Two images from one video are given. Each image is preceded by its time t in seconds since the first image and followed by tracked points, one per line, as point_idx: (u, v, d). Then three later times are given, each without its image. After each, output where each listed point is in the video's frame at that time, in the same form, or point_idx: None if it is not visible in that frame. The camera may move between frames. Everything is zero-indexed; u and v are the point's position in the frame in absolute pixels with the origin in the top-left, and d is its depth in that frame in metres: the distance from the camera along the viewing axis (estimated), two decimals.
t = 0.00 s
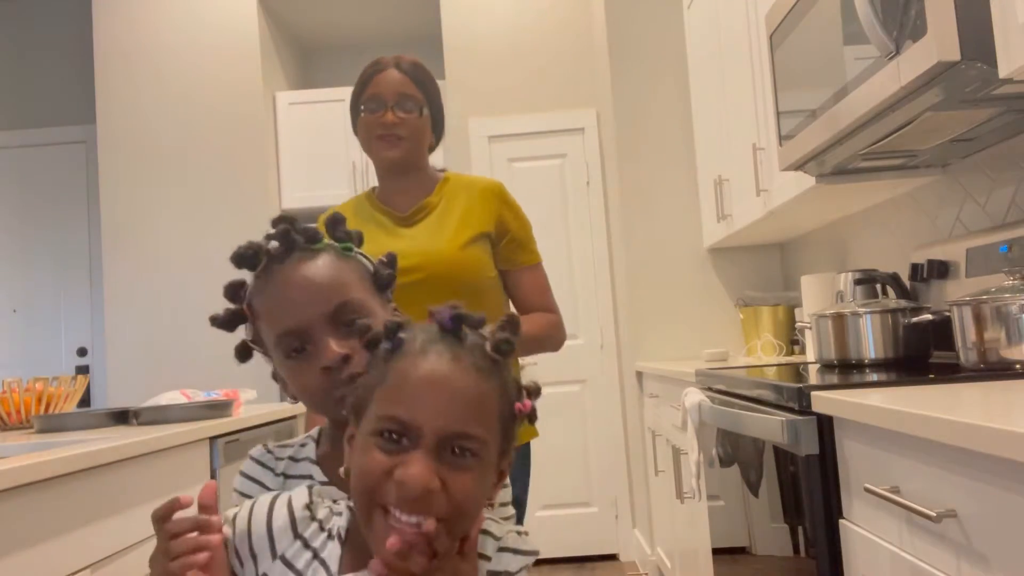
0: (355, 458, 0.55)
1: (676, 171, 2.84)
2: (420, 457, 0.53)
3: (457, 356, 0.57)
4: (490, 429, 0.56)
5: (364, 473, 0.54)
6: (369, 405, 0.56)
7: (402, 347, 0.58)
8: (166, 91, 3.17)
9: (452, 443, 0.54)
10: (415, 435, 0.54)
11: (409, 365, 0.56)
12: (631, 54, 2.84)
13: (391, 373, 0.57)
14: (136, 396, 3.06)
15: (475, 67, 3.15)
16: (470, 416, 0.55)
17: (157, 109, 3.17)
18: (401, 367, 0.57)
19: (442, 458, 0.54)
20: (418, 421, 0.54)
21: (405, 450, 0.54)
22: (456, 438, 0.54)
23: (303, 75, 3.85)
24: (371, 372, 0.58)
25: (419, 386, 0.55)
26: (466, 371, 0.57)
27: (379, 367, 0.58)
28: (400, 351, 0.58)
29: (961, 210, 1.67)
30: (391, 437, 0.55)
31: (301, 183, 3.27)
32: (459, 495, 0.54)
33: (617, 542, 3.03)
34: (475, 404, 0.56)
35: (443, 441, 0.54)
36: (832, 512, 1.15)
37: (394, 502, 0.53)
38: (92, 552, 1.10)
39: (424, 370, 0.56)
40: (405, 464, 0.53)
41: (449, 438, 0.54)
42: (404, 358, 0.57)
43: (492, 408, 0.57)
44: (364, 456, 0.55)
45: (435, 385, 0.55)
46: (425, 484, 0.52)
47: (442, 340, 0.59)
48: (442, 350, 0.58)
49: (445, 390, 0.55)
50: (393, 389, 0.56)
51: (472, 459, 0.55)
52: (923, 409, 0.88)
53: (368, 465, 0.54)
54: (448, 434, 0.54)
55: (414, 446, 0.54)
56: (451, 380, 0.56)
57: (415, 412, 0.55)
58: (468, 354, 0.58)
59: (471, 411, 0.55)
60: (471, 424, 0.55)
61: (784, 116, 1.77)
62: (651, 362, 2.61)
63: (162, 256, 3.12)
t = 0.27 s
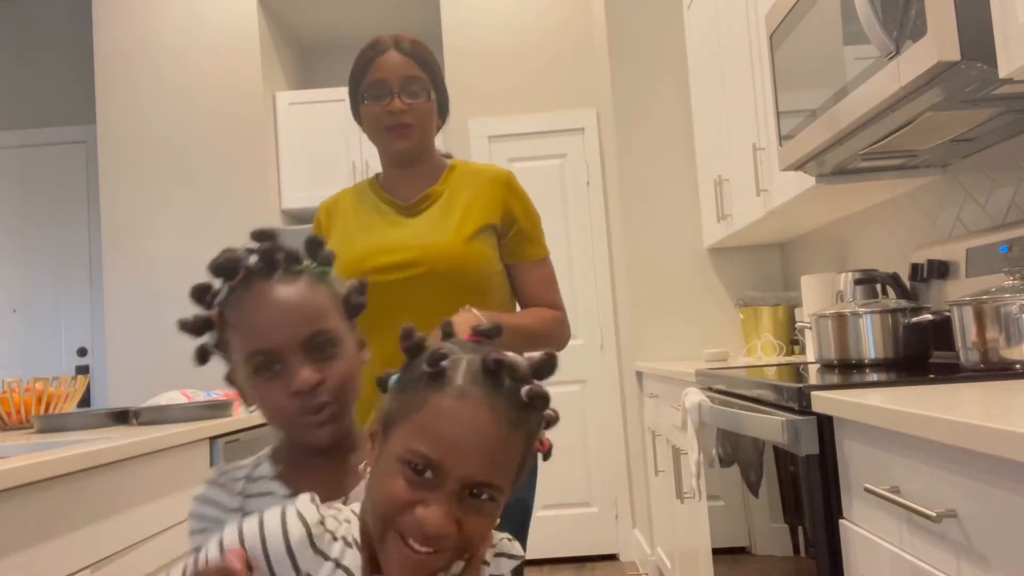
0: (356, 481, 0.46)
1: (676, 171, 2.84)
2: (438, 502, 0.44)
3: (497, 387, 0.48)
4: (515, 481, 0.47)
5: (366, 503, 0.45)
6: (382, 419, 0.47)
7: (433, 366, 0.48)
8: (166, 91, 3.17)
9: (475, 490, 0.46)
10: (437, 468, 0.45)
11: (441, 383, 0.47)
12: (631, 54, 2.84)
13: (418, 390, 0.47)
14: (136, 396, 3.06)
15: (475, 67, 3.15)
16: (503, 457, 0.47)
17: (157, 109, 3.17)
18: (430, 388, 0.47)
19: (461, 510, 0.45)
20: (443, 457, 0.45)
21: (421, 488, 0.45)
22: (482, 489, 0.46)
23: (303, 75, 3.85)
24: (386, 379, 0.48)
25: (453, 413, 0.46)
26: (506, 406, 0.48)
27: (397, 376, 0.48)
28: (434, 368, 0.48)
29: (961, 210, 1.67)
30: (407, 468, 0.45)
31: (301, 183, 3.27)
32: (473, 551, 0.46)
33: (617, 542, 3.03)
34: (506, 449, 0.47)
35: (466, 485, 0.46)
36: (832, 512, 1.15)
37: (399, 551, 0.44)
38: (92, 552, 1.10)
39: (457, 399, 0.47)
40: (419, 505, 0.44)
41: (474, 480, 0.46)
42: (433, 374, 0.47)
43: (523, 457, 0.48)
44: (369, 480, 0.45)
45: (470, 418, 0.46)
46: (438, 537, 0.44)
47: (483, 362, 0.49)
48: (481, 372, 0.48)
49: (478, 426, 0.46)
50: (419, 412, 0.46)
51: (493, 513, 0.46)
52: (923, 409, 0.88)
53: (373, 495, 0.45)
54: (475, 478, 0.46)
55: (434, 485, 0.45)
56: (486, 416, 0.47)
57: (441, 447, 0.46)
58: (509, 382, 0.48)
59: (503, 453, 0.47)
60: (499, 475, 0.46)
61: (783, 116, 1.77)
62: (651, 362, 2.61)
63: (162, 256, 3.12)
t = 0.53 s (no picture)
0: (448, 479, 0.63)
1: (676, 170, 2.84)
2: (511, 490, 0.61)
3: (550, 398, 0.66)
4: (573, 473, 0.64)
5: (456, 497, 0.62)
6: (465, 432, 0.65)
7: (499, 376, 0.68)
8: (166, 91, 3.17)
9: (537, 479, 0.62)
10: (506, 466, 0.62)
11: (505, 397, 0.65)
12: (631, 53, 2.84)
13: (487, 402, 0.66)
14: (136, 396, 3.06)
15: (475, 67, 3.15)
16: (556, 454, 0.63)
17: (156, 109, 3.17)
18: (496, 399, 0.66)
19: (529, 496, 0.61)
20: (512, 454, 0.62)
21: (497, 480, 0.61)
22: (543, 477, 0.62)
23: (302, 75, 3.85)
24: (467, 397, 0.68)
25: (514, 420, 0.64)
26: (557, 414, 0.65)
27: (474, 394, 0.67)
28: (497, 382, 0.67)
29: (961, 210, 1.67)
30: (482, 465, 0.62)
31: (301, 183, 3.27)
32: (542, 532, 0.61)
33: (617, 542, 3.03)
34: (561, 446, 0.64)
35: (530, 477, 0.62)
36: (832, 511, 1.15)
37: (482, 529, 0.60)
38: (92, 552, 1.10)
39: (521, 405, 0.64)
40: (495, 492, 0.60)
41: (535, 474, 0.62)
42: (499, 389, 0.66)
43: (574, 453, 0.65)
44: (455, 477, 0.63)
45: (529, 422, 0.63)
46: (515, 518, 0.59)
47: (536, 380, 0.68)
48: (536, 387, 0.67)
49: (537, 429, 0.63)
50: (489, 416, 0.65)
51: (555, 499, 0.63)
52: (923, 408, 0.88)
53: (459, 488, 0.62)
54: (536, 471, 0.62)
55: (505, 476, 0.61)
56: (543, 418, 0.64)
57: (508, 444, 0.63)
58: (556, 394, 0.67)
59: (556, 451, 0.63)
60: (559, 465, 0.63)
61: (784, 116, 1.77)
62: (651, 362, 2.61)
63: (162, 256, 3.12)
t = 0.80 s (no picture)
0: (460, 470, 0.60)
1: (676, 170, 2.84)
2: (528, 471, 0.58)
3: (557, 365, 0.62)
4: (601, 441, 0.61)
5: (473, 487, 0.59)
6: (471, 416, 0.62)
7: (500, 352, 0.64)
8: (166, 92, 3.17)
9: (557, 455, 0.58)
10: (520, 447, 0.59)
11: (509, 375, 0.62)
12: (631, 54, 2.84)
13: (489, 381, 0.62)
14: (136, 396, 3.06)
15: (475, 67, 3.15)
16: (574, 425, 0.60)
17: (157, 109, 3.17)
18: (499, 377, 0.62)
19: (553, 472, 0.58)
20: (525, 432, 0.59)
21: (512, 462, 0.58)
22: (564, 451, 0.59)
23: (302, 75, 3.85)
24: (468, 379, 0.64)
25: (521, 398, 0.60)
26: (568, 382, 0.61)
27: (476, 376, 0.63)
28: (498, 359, 0.63)
29: (961, 210, 1.67)
30: (494, 450, 0.59)
31: (301, 183, 3.27)
32: (574, 508, 0.57)
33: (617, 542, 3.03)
34: (578, 414, 0.60)
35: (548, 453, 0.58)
36: (832, 512, 1.15)
37: (506, 517, 0.57)
38: (92, 552, 1.10)
39: (527, 381, 0.61)
40: (514, 476, 0.57)
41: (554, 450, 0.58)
42: (499, 367, 0.63)
43: (599, 418, 0.61)
44: (467, 466, 0.60)
45: (539, 396, 0.60)
46: (540, 498, 0.56)
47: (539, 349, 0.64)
48: (543, 358, 0.63)
49: (546, 402, 0.60)
50: (495, 396, 0.61)
51: (583, 472, 0.59)
52: (923, 408, 0.88)
53: (473, 478, 0.59)
54: (555, 446, 0.58)
55: (522, 457, 0.58)
56: (552, 388, 0.61)
57: (519, 422, 0.60)
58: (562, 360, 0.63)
59: (573, 421, 0.60)
60: (580, 433, 0.59)
61: (784, 116, 1.77)
62: (651, 362, 2.61)
63: (162, 256, 3.12)
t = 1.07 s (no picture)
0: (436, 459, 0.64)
1: (676, 170, 2.84)
2: (502, 450, 0.62)
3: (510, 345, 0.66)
4: (566, 411, 0.65)
5: (449, 477, 0.63)
6: (438, 408, 0.65)
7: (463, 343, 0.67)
8: (166, 92, 3.17)
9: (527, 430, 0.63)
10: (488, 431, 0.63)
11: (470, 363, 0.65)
12: (631, 53, 2.84)
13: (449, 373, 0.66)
14: (136, 396, 3.07)
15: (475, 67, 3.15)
16: (538, 399, 0.64)
17: (156, 109, 3.17)
18: (461, 366, 0.66)
19: (524, 446, 0.63)
20: (491, 416, 0.63)
21: (483, 445, 0.63)
22: (533, 425, 0.63)
23: (303, 75, 3.85)
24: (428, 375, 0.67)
25: (482, 385, 0.64)
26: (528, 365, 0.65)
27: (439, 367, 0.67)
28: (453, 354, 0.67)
29: (961, 210, 1.67)
30: (466, 437, 0.63)
31: (301, 183, 3.27)
32: (548, 476, 0.62)
33: (617, 542, 3.03)
34: (537, 387, 0.65)
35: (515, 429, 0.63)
36: (832, 512, 1.15)
37: (484, 499, 0.61)
38: (92, 552, 1.10)
39: (487, 365, 0.65)
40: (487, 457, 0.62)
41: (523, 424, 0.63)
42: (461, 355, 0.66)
43: (560, 390, 0.66)
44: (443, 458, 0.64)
45: (496, 377, 0.64)
46: (514, 471, 0.61)
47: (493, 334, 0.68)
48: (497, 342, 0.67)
49: (508, 383, 0.64)
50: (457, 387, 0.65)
51: (554, 445, 0.64)
52: (923, 409, 0.88)
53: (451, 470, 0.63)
54: (521, 422, 0.63)
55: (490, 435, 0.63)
56: (511, 369, 0.65)
57: (487, 407, 0.64)
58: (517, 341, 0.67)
59: (536, 396, 0.64)
60: (545, 409, 0.64)
61: (784, 116, 1.77)
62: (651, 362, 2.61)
63: (162, 256, 3.12)
